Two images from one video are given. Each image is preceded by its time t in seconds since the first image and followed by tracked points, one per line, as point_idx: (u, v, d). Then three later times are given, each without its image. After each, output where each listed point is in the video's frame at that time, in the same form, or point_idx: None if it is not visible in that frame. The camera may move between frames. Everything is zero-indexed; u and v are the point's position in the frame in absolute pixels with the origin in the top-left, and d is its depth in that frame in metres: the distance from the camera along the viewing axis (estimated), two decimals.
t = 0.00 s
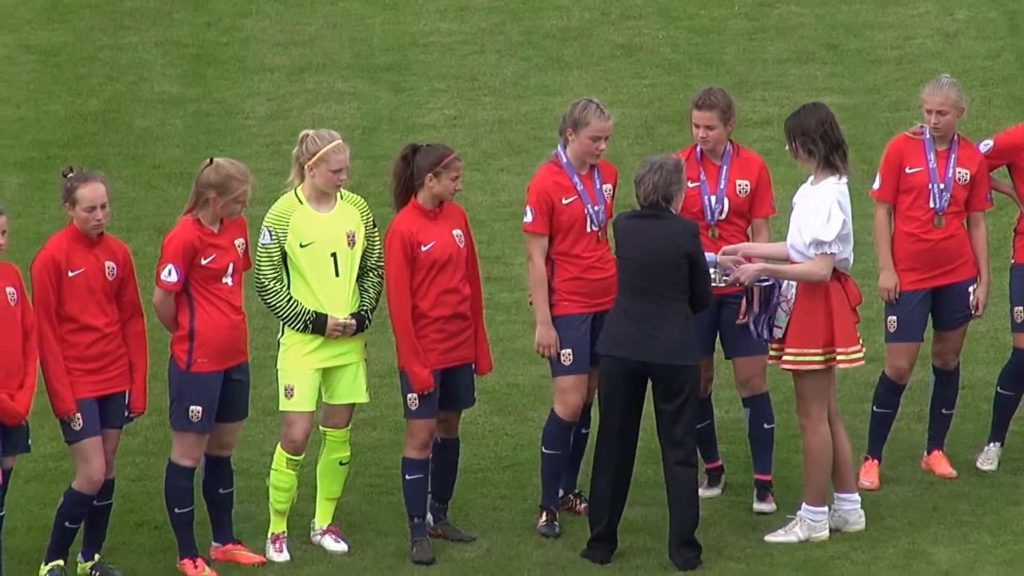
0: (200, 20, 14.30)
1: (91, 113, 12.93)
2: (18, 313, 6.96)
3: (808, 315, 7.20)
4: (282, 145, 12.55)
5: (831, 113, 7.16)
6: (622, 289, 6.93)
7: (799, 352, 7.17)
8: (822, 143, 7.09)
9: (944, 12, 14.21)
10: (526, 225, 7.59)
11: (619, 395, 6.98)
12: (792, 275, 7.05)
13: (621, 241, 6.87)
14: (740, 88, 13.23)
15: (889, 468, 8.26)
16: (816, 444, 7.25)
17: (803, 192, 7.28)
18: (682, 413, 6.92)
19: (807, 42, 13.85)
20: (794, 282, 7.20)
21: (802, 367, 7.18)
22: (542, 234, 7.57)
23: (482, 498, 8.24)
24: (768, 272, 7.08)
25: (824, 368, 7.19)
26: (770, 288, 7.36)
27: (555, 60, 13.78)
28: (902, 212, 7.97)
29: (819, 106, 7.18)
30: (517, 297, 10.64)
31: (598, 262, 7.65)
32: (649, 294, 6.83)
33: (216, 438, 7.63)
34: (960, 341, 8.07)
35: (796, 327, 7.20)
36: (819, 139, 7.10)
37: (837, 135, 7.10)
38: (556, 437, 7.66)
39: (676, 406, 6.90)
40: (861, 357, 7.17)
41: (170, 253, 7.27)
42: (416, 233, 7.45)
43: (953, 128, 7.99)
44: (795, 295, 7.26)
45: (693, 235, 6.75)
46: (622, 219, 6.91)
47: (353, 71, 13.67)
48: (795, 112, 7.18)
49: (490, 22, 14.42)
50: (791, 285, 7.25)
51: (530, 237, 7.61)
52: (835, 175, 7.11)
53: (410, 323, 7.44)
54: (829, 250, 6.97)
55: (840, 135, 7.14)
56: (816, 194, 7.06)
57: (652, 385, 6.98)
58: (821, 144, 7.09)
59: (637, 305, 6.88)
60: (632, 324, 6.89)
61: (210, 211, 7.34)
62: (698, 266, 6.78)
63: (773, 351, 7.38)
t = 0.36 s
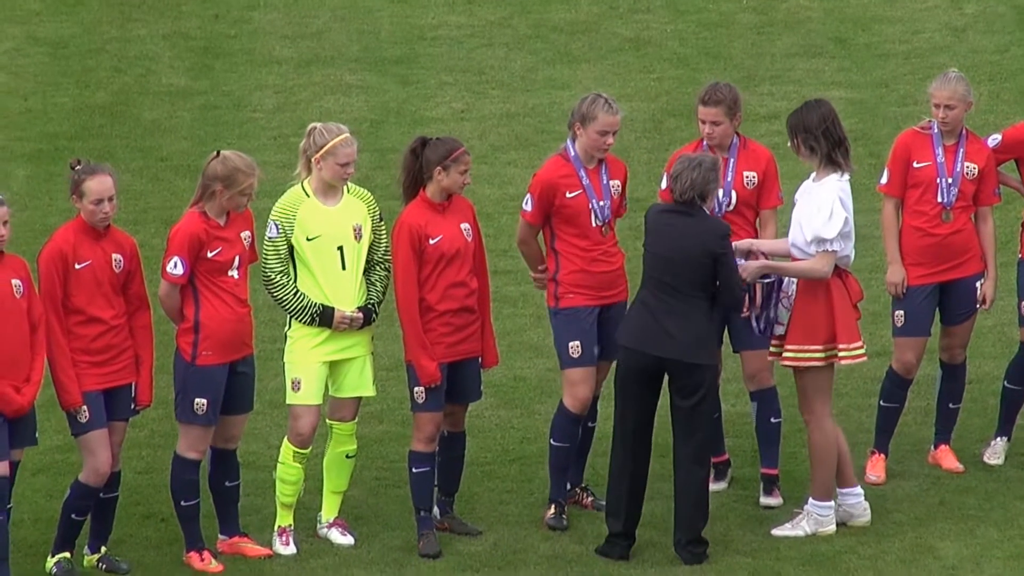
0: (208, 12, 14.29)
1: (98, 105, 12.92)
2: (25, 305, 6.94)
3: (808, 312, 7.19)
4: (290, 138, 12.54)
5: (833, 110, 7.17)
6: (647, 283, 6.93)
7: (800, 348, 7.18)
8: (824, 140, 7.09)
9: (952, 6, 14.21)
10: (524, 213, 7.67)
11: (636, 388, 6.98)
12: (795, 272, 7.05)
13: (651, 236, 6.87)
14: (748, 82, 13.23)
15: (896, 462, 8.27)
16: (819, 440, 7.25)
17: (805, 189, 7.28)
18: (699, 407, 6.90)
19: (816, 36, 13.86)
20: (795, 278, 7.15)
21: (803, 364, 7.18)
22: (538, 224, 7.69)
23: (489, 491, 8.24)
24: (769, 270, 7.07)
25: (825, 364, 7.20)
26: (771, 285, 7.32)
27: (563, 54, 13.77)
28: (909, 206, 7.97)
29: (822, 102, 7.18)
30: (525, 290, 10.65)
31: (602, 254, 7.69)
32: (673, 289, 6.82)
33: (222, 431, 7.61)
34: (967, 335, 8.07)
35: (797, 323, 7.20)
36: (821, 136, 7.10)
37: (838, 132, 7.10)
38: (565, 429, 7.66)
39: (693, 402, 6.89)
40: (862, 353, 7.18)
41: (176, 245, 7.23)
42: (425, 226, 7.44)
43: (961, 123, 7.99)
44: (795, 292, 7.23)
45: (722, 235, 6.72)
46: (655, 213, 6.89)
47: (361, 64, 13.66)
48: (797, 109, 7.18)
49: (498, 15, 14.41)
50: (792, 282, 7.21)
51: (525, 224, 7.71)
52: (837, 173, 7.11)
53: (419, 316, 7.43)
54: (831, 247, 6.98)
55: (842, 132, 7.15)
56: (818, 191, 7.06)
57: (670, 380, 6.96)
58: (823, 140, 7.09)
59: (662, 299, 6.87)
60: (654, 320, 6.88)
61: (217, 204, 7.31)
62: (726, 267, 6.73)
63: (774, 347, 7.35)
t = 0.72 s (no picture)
0: (215, 11, 14.29)
1: (105, 103, 12.92)
2: (29, 303, 6.95)
3: (811, 313, 7.19)
4: (297, 137, 12.54)
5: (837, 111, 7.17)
6: (654, 284, 6.93)
7: (803, 350, 7.18)
8: (828, 141, 7.09)
9: (959, 7, 14.22)
10: (525, 211, 7.73)
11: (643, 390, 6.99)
12: (797, 273, 7.03)
13: (656, 237, 6.84)
14: (755, 82, 13.23)
15: (902, 462, 8.27)
16: (823, 439, 7.26)
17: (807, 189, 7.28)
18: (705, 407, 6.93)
19: (822, 36, 13.86)
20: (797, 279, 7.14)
21: (806, 366, 7.18)
22: (539, 222, 7.75)
23: (495, 490, 8.25)
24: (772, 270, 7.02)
25: (828, 365, 7.20)
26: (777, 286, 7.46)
27: (570, 53, 13.76)
28: (916, 207, 7.98)
29: (826, 103, 7.17)
30: (531, 290, 10.66)
31: (601, 253, 7.70)
32: (679, 292, 6.82)
33: (229, 430, 7.60)
34: (973, 337, 8.07)
35: (800, 325, 7.20)
36: (825, 138, 7.10)
37: (842, 133, 7.10)
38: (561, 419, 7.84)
39: (702, 403, 6.91)
40: (866, 355, 7.17)
41: (182, 244, 7.23)
42: (433, 225, 7.45)
43: (968, 123, 7.99)
44: (800, 294, 7.24)
45: (734, 234, 6.73)
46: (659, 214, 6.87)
47: (368, 63, 13.66)
48: (801, 110, 7.17)
49: (505, 15, 14.40)
50: (795, 284, 7.32)
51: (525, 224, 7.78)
52: (840, 174, 7.10)
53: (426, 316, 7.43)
54: (834, 249, 6.97)
55: (845, 134, 7.15)
56: (821, 192, 7.05)
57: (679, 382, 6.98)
58: (827, 142, 7.09)
59: (668, 302, 6.88)
60: (668, 323, 6.86)
61: (223, 202, 7.29)
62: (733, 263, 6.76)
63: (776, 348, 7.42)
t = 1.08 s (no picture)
0: (228, 10, 14.29)
1: (117, 102, 12.92)
2: (38, 301, 6.92)
3: (820, 315, 7.19)
4: (309, 136, 12.55)
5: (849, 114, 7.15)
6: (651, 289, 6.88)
7: (811, 352, 7.18)
8: (841, 148, 7.08)
9: (971, 8, 14.23)
10: (524, 205, 7.83)
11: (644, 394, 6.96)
12: (806, 275, 7.03)
13: (656, 246, 6.79)
14: (767, 83, 13.24)
15: (914, 463, 8.27)
16: (832, 440, 7.27)
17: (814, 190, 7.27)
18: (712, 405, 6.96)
19: (835, 37, 13.86)
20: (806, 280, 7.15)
21: (815, 368, 7.19)
22: (537, 216, 7.83)
23: (507, 490, 8.26)
24: (783, 272, 7.08)
25: (836, 367, 7.21)
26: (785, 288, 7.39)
27: (582, 53, 13.76)
28: (927, 208, 7.98)
29: (839, 106, 7.13)
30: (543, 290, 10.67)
31: (595, 251, 7.77)
32: (680, 295, 6.81)
33: (239, 429, 7.57)
34: (985, 338, 8.08)
35: (809, 327, 7.20)
36: (838, 144, 7.09)
37: (854, 139, 7.10)
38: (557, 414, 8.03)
39: (709, 401, 6.93)
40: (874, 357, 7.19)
41: (194, 243, 7.21)
42: (446, 225, 7.44)
43: (979, 124, 7.99)
44: (809, 295, 7.24)
45: (733, 230, 6.84)
46: (654, 222, 6.81)
47: (380, 63, 13.67)
48: (814, 112, 7.13)
49: (518, 15, 14.40)
50: (804, 285, 7.25)
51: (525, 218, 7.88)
52: (850, 178, 7.11)
53: (439, 315, 7.42)
54: (844, 251, 6.98)
55: (857, 139, 7.15)
56: (830, 195, 7.05)
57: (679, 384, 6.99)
58: (840, 148, 7.08)
59: (669, 306, 6.85)
60: (671, 327, 6.82)
61: (234, 201, 7.28)
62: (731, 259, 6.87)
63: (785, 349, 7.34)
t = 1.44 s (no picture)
0: (246, 11, 14.41)
1: (137, 101, 13.05)
2: (60, 297, 7.04)
3: (826, 311, 7.30)
4: (327, 135, 12.68)
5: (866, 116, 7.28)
6: (612, 291, 6.96)
7: (818, 349, 7.29)
8: (863, 148, 7.20)
9: (981, 9, 14.36)
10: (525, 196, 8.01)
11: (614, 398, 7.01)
12: (809, 271, 7.15)
13: (620, 247, 6.87)
14: (779, 83, 13.36)
15: (923, 458, 8.39)
16: (840, 435, 7.38)
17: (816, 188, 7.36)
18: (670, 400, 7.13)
19: (846, 38, 13.98)
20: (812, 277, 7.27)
21: (822, 364, 7.30)
22: (538, 208, 7.99)
23: (521, 484, 8.38)
24: (787, 269, 7.15)
25: (843, 363, 7.32)
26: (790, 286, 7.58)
27: (596, 54, 13.88)
28: (936, 207, 8.10)
29: (859, 108, 7.26)
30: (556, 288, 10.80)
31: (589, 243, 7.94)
32: (644, 296, 6.92)
33: (258, 423, 7.69)
34: (993, 334, 8.19)
35: (816, 324, 7.31)
36: (860, 143, 7.21)
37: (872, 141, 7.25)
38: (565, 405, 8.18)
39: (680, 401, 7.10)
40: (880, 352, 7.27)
41: (214, 240, 7.33)
42: (463, 223, 7.56)
43: (988, 124, 8.10)
44: (816, 291, 7.35)
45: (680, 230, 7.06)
46: (617, 226, 6.89)
47: (397, 63, 13.80)
48: (841, 108, 7.19)
49: (533, 15, 14.53)
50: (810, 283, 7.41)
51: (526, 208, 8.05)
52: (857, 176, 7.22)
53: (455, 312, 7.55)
54: (848, 247, 7.08)
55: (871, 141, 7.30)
56: (834, 192, 7.16)
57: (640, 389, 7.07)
58: (861, 147, 7.20)
59: (631, 308, 6.94)
60: (637, 329, 6.91)
61: (253, 199, 7.39)
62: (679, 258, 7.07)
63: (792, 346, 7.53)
